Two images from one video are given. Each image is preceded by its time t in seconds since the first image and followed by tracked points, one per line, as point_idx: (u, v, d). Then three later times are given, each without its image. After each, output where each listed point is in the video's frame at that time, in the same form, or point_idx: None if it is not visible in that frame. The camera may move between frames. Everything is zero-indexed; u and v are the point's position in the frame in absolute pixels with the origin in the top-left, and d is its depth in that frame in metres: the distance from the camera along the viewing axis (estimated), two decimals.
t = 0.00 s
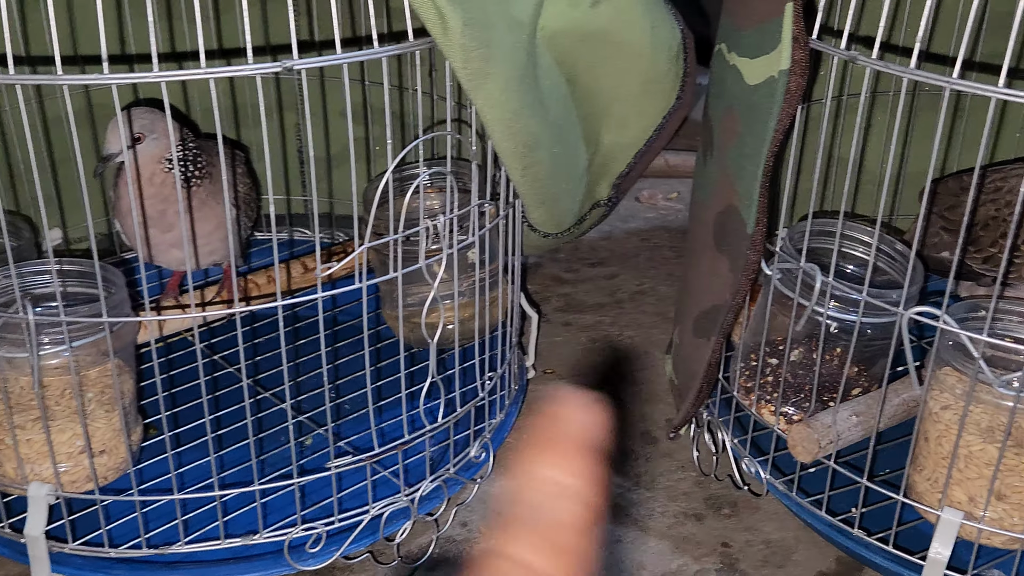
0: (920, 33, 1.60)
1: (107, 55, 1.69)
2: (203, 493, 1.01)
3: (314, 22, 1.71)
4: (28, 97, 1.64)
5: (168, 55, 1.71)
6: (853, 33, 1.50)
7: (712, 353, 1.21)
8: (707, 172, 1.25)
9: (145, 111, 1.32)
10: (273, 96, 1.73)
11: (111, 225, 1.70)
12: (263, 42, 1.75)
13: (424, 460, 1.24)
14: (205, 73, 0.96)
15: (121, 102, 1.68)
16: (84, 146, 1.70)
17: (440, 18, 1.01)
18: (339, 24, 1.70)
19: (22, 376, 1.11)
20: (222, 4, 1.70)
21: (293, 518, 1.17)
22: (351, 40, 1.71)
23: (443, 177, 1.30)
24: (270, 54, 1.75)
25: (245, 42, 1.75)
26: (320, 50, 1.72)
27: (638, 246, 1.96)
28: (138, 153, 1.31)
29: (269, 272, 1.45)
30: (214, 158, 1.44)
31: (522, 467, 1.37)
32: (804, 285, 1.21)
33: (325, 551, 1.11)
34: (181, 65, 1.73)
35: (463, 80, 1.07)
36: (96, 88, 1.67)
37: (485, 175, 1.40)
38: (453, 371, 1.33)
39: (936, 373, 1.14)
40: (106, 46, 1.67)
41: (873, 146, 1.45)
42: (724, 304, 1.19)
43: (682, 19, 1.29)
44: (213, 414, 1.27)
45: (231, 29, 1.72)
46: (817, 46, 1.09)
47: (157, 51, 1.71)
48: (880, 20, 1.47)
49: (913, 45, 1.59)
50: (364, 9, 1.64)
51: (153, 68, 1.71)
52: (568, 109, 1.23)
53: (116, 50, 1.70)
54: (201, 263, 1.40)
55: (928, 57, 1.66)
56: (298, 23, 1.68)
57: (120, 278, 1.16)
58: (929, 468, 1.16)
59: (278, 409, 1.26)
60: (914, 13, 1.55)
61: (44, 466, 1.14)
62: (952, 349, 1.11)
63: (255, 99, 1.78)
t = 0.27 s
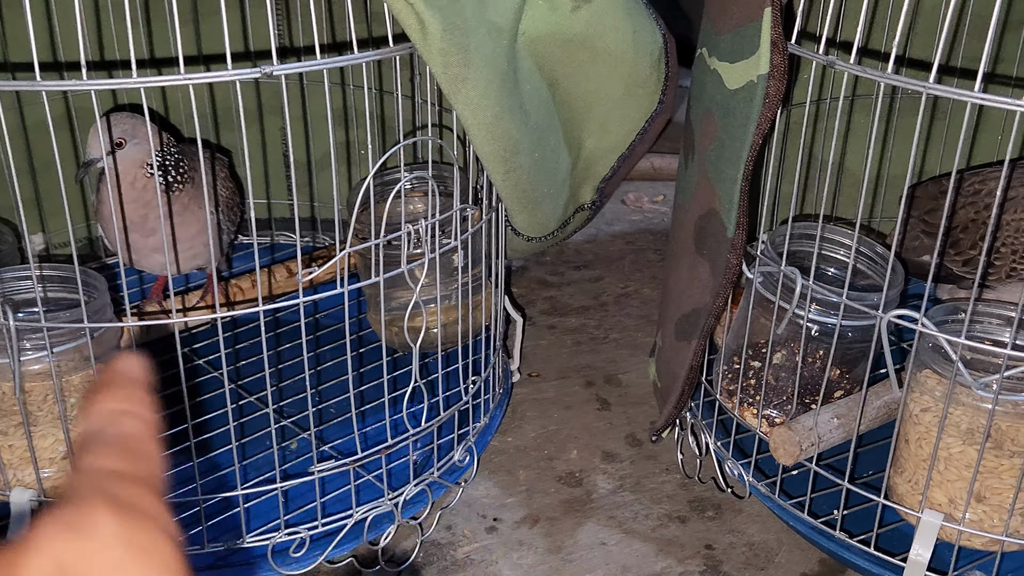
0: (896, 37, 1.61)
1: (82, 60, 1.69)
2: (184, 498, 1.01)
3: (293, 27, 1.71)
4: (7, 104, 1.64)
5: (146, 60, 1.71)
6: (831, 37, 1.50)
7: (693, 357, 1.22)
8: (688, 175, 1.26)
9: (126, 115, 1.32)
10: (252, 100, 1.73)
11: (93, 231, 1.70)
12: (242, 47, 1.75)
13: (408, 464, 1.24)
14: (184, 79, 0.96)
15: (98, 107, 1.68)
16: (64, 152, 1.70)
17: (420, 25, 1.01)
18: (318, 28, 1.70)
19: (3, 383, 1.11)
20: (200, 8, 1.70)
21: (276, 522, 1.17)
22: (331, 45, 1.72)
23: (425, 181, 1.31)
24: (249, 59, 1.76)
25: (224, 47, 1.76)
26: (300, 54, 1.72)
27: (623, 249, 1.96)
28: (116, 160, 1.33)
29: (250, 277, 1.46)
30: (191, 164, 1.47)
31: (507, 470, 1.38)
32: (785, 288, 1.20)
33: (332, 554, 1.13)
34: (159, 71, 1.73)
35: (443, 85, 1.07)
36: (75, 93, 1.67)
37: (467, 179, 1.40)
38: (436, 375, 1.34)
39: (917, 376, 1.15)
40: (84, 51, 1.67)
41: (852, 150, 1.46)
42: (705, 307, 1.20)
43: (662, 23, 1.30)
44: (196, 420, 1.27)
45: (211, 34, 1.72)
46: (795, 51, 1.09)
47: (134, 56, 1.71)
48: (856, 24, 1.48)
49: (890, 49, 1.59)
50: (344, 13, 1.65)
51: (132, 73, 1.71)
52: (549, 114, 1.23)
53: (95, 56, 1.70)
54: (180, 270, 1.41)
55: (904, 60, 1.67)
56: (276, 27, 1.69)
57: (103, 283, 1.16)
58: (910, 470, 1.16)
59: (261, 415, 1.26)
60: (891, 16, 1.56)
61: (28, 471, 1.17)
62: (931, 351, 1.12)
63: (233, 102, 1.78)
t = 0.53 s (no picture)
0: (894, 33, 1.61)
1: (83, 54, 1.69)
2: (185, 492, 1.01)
3: (292, 22, 1.71)
4: (6, 98, 1.64)
5: (146, 55, 1.71)
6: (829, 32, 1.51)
7: (694, 351, 1.22)
8: (688, 170, 1.26)
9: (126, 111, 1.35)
10: (249, 96, 1.73)
11: (92, 227, 1.70)
12: (241, 42, 1.76)
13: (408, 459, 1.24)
14: (186, 73, 0.96)
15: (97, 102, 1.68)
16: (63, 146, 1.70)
17: (422, 19, 1.01)
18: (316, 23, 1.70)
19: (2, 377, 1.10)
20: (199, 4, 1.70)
21: (276, 518, 1.17)
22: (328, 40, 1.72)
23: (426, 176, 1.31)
24: (248, 54, 1.76)
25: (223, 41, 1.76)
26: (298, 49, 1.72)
27: (621, 246, 1.97)
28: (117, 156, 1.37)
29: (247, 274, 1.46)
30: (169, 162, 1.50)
31: (506, 466, 1.38)
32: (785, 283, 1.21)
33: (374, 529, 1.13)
34: (159, 64, 1.73)
35: (444, 79, 1.07)
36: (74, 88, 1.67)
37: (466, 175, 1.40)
38: (436, 371, 1.33)
39: (917, 370, 1.15)
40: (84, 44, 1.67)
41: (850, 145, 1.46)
42: (706, 301, 1.20)
43: (663, 19, 1.30)
44: (196, 415, 1.27)
45: (209, 30, 1.72)
46: (796, 46, 1.10)
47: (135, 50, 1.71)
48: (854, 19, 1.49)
49: (888, 45, 1.60)
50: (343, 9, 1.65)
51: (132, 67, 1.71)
52: (550, 109, 1.23)
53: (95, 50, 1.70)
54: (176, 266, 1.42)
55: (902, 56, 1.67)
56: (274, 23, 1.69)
57: (104, 279, 1.15)
58: (909, 464, 1.17)
59: (260, 410, 1.26)
60: (889, 12, 1.57)
61: (26, 467, 1.14)
62: (931, 345, 1.12)
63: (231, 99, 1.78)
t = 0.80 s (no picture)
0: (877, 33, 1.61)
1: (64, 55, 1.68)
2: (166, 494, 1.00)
3: (275, 22, 1.71)
4: None
5: (128, 55, 1.70)
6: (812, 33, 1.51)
7: (677, 353, 1.22)
8: (672, 171, 1.26)
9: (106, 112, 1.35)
10: (232, 96, 1.73)
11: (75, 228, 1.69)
12: (224, 42, 1.75)
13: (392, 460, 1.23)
14: (164, 73, 0.95)
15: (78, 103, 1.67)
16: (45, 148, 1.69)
17: (402, 19, 1.01)
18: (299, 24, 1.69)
19: None
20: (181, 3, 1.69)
21: (259, 520, 1.17)
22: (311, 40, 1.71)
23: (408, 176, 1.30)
24: (231, 54, 1.75)
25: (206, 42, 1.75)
26: (282, 49, 1.72)
27: (608, 247, 1.97)
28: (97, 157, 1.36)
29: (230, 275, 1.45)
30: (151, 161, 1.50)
31: (491, 468, 1.37)
32: (768, 284, 1.20)
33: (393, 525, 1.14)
34: (140, 65, 1.73)
35: (425, 79, 1.07)
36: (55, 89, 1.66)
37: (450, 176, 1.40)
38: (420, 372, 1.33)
39: (899, 371, 1.15)
40: (64, 45, 1.66)
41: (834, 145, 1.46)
42: (688, 302, 1.19)
43: (646, 20, 1.30)
44: (178, 417, 1.26)
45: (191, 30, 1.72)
46: (777, 47, 1.10)
47: (116, 51, 1.70)
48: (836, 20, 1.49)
49: (871, 45, 1.60)
50: (326, 9, 1.64)
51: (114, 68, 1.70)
52: (533, 110, 1.23)
53: (75, 50, 1.69)
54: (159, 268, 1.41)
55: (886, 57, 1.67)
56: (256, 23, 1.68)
57: (85, 281, 1.15)
58: (892, 464, 1.17)
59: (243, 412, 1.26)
60: (872, 13, 1.57)
61: (6, 470, 1.13)
62: (913, 346, 1.12)
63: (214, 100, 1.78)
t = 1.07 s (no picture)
0: (874, 38, 1.61)
1: (58, 58, 1.68)
2: (160, 499, 1.00)
3: (270, 26, 1.70)
4: None
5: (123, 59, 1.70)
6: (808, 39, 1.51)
7: (673, 357, 1.22)
8: (668, 175, 1.26)
9: (94, 115, 1.34)
10: (228, 99, 1.72)
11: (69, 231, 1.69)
12: (219, 47, 1.75)
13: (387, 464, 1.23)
14: (159, 77, 0.95)
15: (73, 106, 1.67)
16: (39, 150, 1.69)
17: (399, 24, 1.01)
18: (295, 27, 1.69)
19: None
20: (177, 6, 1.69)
21: (253, 524, 1.16)
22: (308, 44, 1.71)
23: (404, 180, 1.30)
24: (226, 58, 1.75)
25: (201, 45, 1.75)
26: (278, 53, 1.72)
27: (605, 249, 1.97)
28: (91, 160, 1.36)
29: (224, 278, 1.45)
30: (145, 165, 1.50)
31: (487, 471, 1.37)
32: (764, 289, 1.20)
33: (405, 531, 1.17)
34: (135, 69, 1.72)
35: (421, 83, 1.07)
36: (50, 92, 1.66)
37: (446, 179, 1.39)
38: (416, 375, 1.33)
39: (895, 376, 1.15)
40: (58, 48, 1.65)
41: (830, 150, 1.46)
42: (685, 306, 1.19)
43: (643, 24, 1.30)
44: (173, 421, 1.26)
45: (187, 33, 1.71)
46: (774, 52, 1.09)
47: (111, 54, 1.70)
48: (834, 25, 1.48)
49: (867, 50, 1.60)
50: (322, 12, 1.64)
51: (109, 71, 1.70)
52: (529, 114, 1.23)
53: (70, 53, 1.69)
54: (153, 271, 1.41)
55: (883, 62, 1.67)
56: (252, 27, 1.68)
57: (79, 283, 1.15)
58: (888, 470, 1.17)
59: (238, 416, 1.26)
60: (869, 18, 1.56)
61: None
62: (909, 351, 1.12)
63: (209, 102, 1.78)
